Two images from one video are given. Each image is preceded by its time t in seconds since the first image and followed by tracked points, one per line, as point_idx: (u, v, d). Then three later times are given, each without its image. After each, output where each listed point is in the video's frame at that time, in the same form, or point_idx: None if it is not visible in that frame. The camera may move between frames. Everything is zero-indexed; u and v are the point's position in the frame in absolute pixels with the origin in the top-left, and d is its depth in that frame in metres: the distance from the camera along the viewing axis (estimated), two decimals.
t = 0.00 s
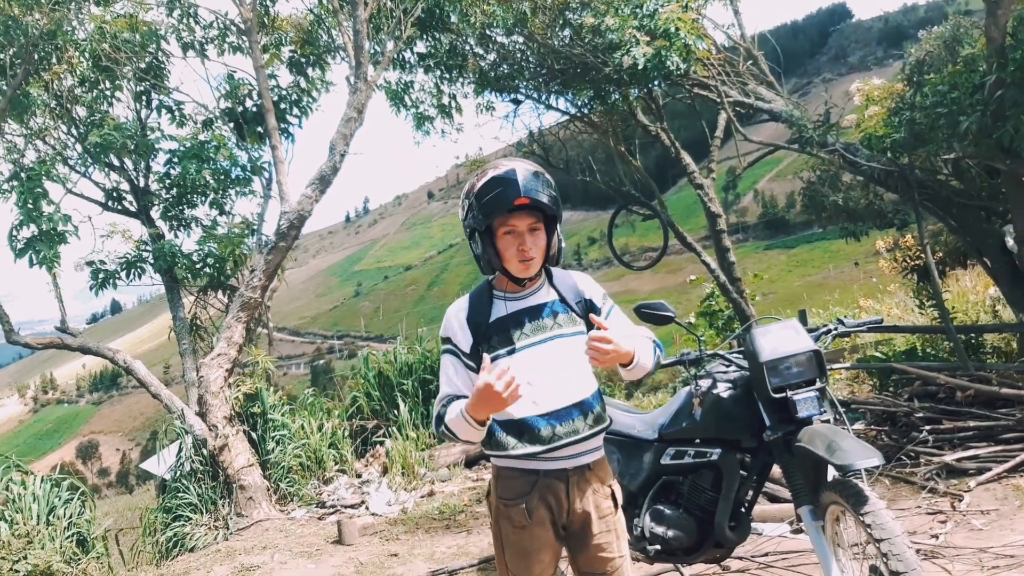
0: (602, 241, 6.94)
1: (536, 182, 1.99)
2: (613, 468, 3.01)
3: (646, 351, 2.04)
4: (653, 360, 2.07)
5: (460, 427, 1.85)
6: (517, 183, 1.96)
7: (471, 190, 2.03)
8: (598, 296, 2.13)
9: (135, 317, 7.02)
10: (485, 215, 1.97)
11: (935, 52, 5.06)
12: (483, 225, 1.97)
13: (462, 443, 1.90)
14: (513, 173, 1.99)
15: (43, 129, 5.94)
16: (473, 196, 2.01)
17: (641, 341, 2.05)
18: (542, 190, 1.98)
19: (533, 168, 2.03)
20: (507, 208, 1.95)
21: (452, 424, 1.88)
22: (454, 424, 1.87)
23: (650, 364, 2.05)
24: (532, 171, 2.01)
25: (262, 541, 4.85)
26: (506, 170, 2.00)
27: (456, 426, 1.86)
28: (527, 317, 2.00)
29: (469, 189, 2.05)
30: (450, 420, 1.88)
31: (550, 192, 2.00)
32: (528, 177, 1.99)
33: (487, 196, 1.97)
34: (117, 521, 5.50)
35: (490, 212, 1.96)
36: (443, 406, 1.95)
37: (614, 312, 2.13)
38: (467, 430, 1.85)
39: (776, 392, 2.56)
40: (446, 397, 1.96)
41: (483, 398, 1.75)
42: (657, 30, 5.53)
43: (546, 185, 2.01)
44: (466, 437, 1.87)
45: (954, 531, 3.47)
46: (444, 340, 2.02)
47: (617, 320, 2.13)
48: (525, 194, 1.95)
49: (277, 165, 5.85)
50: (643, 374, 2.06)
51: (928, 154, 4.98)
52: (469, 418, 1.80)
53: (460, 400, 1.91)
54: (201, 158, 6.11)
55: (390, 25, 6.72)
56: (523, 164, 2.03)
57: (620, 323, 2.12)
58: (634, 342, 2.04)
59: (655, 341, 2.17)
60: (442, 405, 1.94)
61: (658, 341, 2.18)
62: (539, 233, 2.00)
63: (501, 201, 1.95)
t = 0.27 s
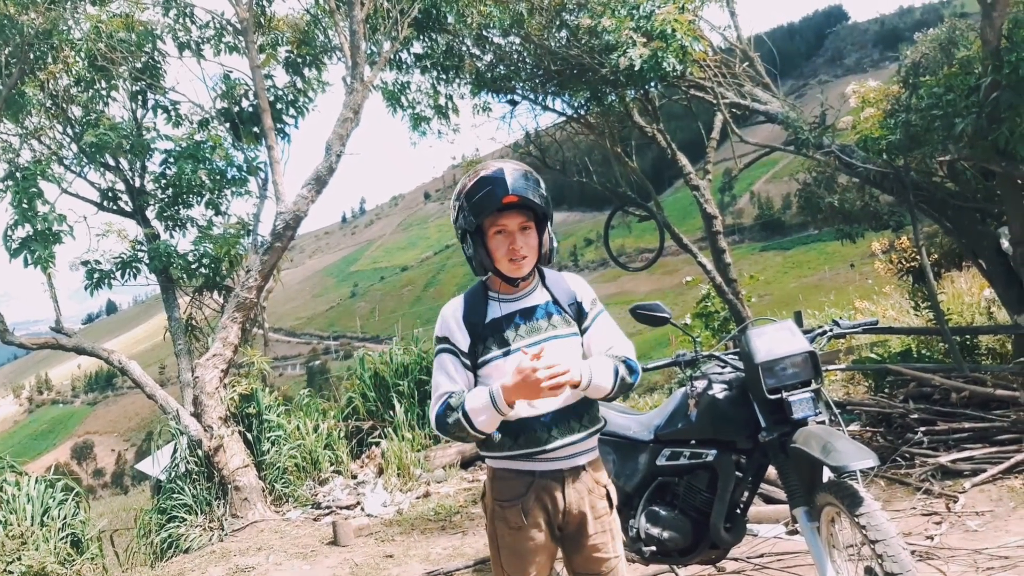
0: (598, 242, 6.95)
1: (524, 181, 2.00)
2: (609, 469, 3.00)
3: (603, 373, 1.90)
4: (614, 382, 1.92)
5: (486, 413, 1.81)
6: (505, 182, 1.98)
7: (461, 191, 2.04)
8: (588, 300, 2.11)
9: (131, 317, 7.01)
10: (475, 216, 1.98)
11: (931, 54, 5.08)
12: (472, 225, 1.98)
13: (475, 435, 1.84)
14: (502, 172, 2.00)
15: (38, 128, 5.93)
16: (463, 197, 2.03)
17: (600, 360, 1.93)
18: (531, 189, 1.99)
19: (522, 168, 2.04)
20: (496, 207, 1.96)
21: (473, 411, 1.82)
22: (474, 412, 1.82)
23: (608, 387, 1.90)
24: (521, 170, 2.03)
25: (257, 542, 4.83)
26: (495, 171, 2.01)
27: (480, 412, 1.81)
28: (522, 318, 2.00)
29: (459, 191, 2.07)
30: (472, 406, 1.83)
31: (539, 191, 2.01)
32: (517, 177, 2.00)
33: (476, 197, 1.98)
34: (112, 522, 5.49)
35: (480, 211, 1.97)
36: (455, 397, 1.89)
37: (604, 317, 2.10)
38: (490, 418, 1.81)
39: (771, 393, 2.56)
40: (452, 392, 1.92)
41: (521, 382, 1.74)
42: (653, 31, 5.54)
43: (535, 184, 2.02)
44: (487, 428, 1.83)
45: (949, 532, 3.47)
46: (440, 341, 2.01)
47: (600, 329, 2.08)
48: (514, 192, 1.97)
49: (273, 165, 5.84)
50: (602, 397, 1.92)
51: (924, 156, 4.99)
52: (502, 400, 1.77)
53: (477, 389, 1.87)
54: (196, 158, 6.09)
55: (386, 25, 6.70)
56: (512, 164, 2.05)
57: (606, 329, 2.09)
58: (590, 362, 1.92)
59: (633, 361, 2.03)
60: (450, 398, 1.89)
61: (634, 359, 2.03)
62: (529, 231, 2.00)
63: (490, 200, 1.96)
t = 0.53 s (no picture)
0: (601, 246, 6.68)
1: (525, 183, 1.95)
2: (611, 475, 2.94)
3: (604, 378, 1.88)
4: (615, 386, 1.89)
5: (496, 419, 1.75)
6: (505, 184, 1.93)
7: (460, 193, 1.99)
8: (588, 302, 2.06)
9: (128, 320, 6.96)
10: (474, 218, 1.92)
11: (937, 54, 5.02)
12: (471, 228, 1.93)
13: (482, 441, 1.79)
14: (502, 174, 1.95)
15: (34, 130, 5.86)
16: (462, 199, 1.97)
17: (601, 364, 1.90)
18: (531, 191, 1.94)
19: (522, 168, 1.99)
20: (495, 210, 1.91)
21: (483, 416, 1.77)
22: (484, 418, 1.76)
23: (610, 390, 1.88)
24: (521, 171, 1.97)
25: (255, 548, 4.77)
26: (495, 172, 1.96)
27: (490, 418, 1.76)
28: (522, 321, 1.95)
29: (458, 192, 2.01)
30: (482, 411, 1.77)
31: (540, 192, 1.96)
32: (517, 178, 1.95)
33: (475, 199, 1.93)
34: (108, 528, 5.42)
35: (479, 214, 1.91)
36: (463, 401, 1.83)
37: (605, 319, 2.05)
38: (500, 424, 1.76)
39: (776, 399, 2.49)
40: (457, 396, 1.86)
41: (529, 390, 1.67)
42: (656, 32, 5.55)
43: (536, 185, 1.97)
44: (496, 434, 1.77)
45: (958, 539, 3.41)
46: (439, 343, 1.94)
47: (602, 330, 2.04)
48: (514, 194, 1.91)
49: (271, 167, 5.77)
50: (603, 401, 1.90)
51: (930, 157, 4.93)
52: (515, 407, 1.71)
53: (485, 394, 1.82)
54: (193, 160, 6.03)
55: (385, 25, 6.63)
56: (513, 165, 2.00)
57: (607, 331, 2.04)
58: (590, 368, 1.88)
59: (635, 363, 2.00)
60: (457, 402, 1.83)
61: (635, 362, 2.00)
62: (530, 234, 1.95)
63: (490, 202, 1.91)
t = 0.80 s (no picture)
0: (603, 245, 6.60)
1: (528, 183, 1.96)
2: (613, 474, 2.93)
3: (614, 375, 1.89)
4: (623, 384, 1.90)
5: (503, 419, 1.76)
6: (508, 183, 1.93)
7: (463, 193, 1.99)
8: (591, 301, 2.07)
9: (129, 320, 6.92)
10: (477, 217, 1.93)
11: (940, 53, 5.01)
12: (475, 227, 1.93)
13: (487, 441, 1.80)
14: (506, 174, 1.96)
15: (37, 129, 5.87)
16: (465, 199, 1.98)
17: (611, 362, 1.91)
18: (535, 191, 1.95)
19: (526, 169, 2.00)
20: (499, 209, 1.91)
21: (490, 416, 1.77)
22: (490, 418, 1.77)
23: (618, 389, 1.88)
24: (524, 171, 1.98)
25: (257, 546, 4.78)
26: (498, 172, 1.96)
27: (497, 417, 1.76)
28: (524, 318, 1.95)
29: (461, 192, 2.01)
30: (488, 411, 1.77)
31: (544, 192, 1.96)
32: (521, 178, 1.95)
33: (478, 198, 1.94)
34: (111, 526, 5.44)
35: (482, 213, 1.92)
36: (468, 399, 1.83)
37: (607, 319, 2.06)
38: (506, 423, 1.77)
39: (779, 397, 2.49)
40: (462, 394, 1.86)
41: (541, 390, 1.69)
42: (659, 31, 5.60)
43: (539, 185, 1.98)
44: (502, 433, 1.78)
45: (960, 539, 3.41)
46: (441, 341, 1.94)
47: (605, 329, 2.04)
48: (517, 194, 1.92)
49: (274, 165, 5.78)
50: (611, 398, 1.90)
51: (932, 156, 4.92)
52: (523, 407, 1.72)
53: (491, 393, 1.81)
54: (196, 159, 6.04)
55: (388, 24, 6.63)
56: (516, 165, 2.01)
57: (609, 330, 2.05)
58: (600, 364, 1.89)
59: (637, 363, 2.01)
60: (462, 400, 1.83)
61: (638, 361, 2.01)
62: (533, 233, 1.95)
63: (493, 201, 1.91)
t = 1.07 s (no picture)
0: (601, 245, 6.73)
1: (524, 184, 2.05)
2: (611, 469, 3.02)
3: (616, 373, 2.00)
4: (623, 382, 2.01)
5: (502, 422, 1.83)
6: (505, 184, 2.02)
7: (462, 194, 2.09)
8: (591, 300, 2.17)
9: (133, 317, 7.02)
10: (475, 217, 2.02)
11: (934, 57, 5.09)
12: (473, 227, 2.02)
13: (484, 441, 1.87)
14: (504, 175, 2.05)
15: (43, 129, 5.94)
16: (464, 200, 2.07)
17: (612, 361, 2.02)
18: (530, 192, 2.04)
19: (523, 171, 2.09)
20: (496, 209, 2.00)
21: (489, 418, 1.84)
22: (489, 419, 1.84)
23: (620, 386, 1.99)
24: (521, 173, 2.07)
25: (261, 541, 4.85)
26: (496, 173, 2.05)
27: (496, 420, 1.83)
28: (522, 317, 2.03)
29: (460, 193, 2.11)
30: (488, 412, 1.84)
31: (538, 193, 2.06)
32: (518, 179, 2.04)
33: (476, 199, 2.03)
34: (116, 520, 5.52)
35: (481, 214, 2.01)
36: (468, 400, 1.90)
37: (605, 318, 2.17)
38: (505, 425, 1.84)
39: (773, 394, 2.58)
40: (462, 395, 1.93)
41: (544, 399, 1.77)
42: (656, 34, 5.56)
43: (534, 186, 2.07)
44: (499, 436, 1.85)
45: (950, 533, 3.49)
46: (441, 341, 2.01)
47: (603, 328, 2.16)
48: (514, 194, 2.01)
49: (277, 166, 5.86)
50: (612, 396, 2.01)
51: (926, 158, 5.00)
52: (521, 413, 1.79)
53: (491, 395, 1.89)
54: (201, 159, 6.14)
55: (390, 27, 6.73)
56: (513, 167, 2.09)
57: (607, 330, 2.16)
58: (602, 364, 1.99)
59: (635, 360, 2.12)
60: (462, 401, 1.90)
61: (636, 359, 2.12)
62: (529, 233, 2.05)
63: (491, 202, 2.00)
